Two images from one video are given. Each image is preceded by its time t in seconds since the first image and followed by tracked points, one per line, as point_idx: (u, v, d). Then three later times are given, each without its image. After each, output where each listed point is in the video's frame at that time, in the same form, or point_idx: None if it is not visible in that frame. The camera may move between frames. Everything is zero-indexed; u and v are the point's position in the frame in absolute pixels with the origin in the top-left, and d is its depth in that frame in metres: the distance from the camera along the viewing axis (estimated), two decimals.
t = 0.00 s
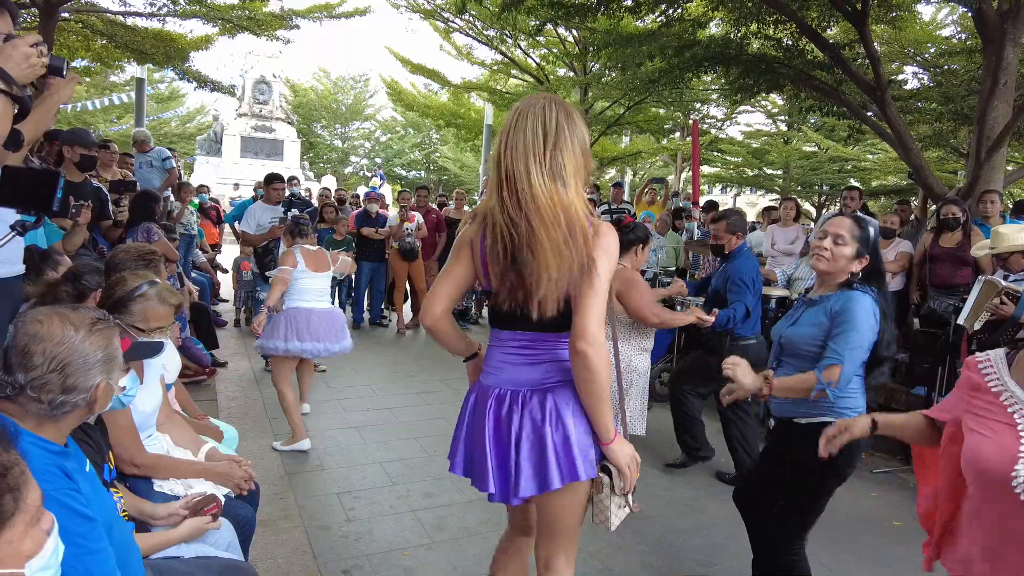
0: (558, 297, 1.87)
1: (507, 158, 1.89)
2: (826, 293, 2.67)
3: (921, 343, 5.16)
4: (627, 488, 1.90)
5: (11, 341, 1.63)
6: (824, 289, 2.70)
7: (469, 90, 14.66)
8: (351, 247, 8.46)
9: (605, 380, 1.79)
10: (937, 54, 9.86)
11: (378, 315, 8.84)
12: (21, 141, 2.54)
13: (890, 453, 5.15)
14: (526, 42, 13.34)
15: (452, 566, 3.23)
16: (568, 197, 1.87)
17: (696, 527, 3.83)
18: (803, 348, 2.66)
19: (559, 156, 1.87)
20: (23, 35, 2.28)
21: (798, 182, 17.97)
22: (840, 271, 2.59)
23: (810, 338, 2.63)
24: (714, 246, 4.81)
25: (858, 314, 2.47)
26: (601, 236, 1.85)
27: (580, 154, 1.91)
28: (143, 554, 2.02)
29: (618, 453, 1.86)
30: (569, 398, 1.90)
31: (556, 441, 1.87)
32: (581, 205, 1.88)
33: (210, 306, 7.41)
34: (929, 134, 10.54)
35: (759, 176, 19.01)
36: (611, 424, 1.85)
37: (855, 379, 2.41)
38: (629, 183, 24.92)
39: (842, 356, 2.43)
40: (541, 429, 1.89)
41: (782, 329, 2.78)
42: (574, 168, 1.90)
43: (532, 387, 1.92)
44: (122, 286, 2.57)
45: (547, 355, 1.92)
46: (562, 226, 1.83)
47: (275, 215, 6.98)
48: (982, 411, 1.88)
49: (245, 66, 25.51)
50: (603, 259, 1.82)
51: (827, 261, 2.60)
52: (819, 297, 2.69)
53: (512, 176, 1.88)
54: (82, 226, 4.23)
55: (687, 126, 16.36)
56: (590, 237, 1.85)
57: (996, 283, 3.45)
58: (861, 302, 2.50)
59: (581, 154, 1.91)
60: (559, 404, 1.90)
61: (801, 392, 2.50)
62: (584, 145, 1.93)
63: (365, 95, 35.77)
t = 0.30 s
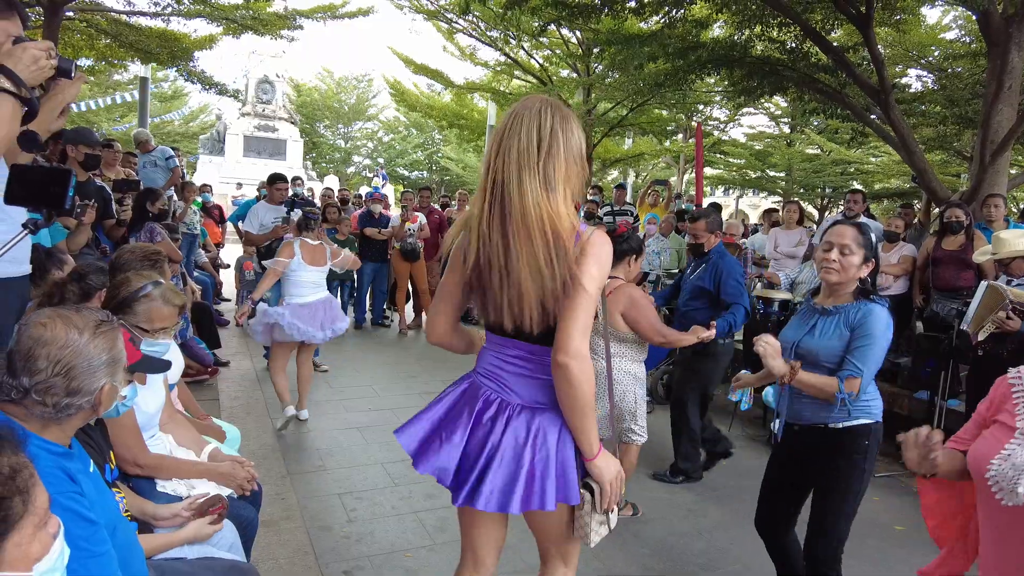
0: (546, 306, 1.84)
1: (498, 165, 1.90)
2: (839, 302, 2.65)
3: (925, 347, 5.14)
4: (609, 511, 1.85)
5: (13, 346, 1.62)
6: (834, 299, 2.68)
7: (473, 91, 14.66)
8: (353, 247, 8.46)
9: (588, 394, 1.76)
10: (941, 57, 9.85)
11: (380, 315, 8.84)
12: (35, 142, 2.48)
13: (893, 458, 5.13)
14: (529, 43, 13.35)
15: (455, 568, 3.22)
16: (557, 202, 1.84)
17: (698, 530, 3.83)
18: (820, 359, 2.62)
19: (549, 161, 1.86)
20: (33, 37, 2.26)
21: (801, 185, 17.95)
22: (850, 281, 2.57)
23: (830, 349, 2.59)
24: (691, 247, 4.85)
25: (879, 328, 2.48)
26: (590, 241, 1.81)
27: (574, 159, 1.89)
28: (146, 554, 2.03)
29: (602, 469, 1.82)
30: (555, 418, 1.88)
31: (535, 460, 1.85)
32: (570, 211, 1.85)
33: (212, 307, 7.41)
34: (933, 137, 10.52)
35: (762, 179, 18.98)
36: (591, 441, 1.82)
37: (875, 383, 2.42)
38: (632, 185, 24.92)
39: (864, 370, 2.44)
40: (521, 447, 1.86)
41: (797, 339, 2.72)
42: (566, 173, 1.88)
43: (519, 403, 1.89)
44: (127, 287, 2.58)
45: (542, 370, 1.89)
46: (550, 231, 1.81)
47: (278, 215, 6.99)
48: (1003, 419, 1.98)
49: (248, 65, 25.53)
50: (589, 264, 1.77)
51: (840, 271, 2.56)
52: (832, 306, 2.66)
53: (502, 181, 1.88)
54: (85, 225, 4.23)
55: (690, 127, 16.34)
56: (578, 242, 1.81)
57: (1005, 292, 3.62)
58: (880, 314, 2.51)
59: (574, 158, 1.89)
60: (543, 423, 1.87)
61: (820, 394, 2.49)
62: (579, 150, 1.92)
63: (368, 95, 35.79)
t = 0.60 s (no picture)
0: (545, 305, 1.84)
1: (507, 164, 1.91)
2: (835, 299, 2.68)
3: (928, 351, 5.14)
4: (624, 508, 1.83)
5: (18, 347, 1.62)
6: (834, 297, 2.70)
7: (476, 91, 14.66)
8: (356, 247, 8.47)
9: (599, 395, 1.73)
10: (945, 60, 9.85)
11: (382, 315, 8.84)
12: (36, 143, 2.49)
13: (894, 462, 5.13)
14: (533, 44, 13.36)
15: (456, 569, 3.23)
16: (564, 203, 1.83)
17: (699, 532, 3.83)
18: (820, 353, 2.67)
19: (557, 164, 1.85)
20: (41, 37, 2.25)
21: (803, 187, 17.94)
22: (834, 283, 2.64)
23: (824, 339, 2.64)
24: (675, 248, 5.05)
25: (865, 312, 2.45)
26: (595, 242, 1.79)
27: (584, 161, 1.89)
28: (149, 553, 2.04)
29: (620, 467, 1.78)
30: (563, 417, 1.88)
31: (545, 452, 1.85)
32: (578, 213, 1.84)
33: (215, 306, 7.42)
34: (936, 140, 10.51)
35: (765, 181, 18.97)
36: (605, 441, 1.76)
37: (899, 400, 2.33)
38: (634, 186, 24.92)
39: (857, 351, 2.40)
40: (531, 448, 1.87)
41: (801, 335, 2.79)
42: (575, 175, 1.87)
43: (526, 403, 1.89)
44: (130, 286, 2.58)
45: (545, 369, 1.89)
46: (551, 232, 1.81)
47: (281, 214, 7.00)
48: (1014, 414, 2.15)
49: (252, 65, 25.55)
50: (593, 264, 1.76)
51: (822, 271, 2.65)
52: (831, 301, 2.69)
53: (509, 182, 1.89)
54: (89, 224, 4.24)
55: (693, 129, 16.33)
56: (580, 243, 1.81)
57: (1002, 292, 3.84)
58: (866, 299, 2.49)
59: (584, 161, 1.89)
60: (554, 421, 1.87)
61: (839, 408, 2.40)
62: (589, 153, 1.91)
63: (371, 95, 35.79)
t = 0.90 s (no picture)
0: (564, 315, 1.86)
1: (521, 174, 1.88)
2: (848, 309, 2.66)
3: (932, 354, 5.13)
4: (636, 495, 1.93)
5: (25, 347, 1.60)
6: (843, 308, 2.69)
7: (478, 92, 14.65)
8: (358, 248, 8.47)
9: (620, 402, 1.80)
10: (949, 62, 9.85)
11: (384, 316, 8.85)
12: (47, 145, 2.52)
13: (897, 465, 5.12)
14: (536, 45, 13.36)
15: (458, 570, 3.23)
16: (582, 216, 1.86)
17: (701, 535, 3.82)
18: (828, 368, 2.63)
19: (575, 176, 1.87)
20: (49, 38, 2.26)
21: (806, 189, 17.91)
22: (843, 294, 2.62)
23: (835, 356, 2.62)
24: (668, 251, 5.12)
25: (889, 333, 2.42)
26: (610, 252, 1.85)
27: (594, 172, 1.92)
28: (154, 552, 2.04)
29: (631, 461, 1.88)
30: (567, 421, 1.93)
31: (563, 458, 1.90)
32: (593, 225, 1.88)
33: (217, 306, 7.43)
34: (940, 143, 10.50)
35: (767, 183, 18.97)
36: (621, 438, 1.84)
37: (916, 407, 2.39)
38: (637, 188, 24.90)
39: (901, 375, 2.34)
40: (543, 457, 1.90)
41: (810, 349, 2.76)
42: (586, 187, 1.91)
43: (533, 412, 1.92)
44: (135, 286, 2.59)
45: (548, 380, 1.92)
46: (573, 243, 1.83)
47: (284, 214, 6.99)
48: None
49: (255, 65, 25.57)
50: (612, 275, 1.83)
51: (834, 280, 2.61)
52: (841, 315, 2.67)
53: (526, 193, 1.87)
54: (93, 223, 4.24)
55: (695, 130, 16.32)
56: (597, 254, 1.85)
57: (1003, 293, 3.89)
58: (882, 318, 2.47)
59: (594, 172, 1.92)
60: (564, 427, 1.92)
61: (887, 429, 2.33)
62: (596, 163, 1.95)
63: (374, 96, 35.80)
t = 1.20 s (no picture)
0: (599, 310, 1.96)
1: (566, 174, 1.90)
2: (860, 302, 2.66)
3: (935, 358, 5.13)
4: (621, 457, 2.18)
5: (25, 351, 1.60)
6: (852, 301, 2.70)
7: (481, 93, 14.65)
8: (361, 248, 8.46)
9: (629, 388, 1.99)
10: (953, 65, 9.84)
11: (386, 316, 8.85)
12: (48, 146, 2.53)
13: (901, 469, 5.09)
14: (539, 46, 13.35)
15: (460, 572, 3.22)
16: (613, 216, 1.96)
17: (705, 538, 3.81)
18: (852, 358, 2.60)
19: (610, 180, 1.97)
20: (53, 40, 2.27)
21: (809, 191, 17.90)
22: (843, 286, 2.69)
23: (865, 350, 2.57)
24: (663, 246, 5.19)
25: (912, 319, 2.46)
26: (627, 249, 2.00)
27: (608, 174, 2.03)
28: (155, 556, 2.03)
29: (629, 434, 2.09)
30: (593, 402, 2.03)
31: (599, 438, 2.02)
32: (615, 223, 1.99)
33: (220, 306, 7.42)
34: (943, 145, 10.47)
35: (770, 184, 18.95)
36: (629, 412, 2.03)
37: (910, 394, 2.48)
38: (639, 189, 24.88)
39: (910, 353, 2.39)
40: (583, 439, 1.98)
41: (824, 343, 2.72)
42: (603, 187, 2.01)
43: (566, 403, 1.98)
44: (138, 288, 2.57)
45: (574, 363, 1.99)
46: (612, 244, 1.94)
47: (286, 215, 6.98)
48: None
49: (258, 65, 25.59)
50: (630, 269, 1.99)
51: (827, 270, 2.74)
52: (859, 306, 2.65)
53: (569, 193, 1.89)
54: (97, 224, 4.24)
55: (698, 131, 16.30)
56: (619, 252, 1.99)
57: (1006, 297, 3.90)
58: (910, 305, 2.49)
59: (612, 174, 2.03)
60: (599, 410, 2.03)
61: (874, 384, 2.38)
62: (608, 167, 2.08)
63: (377, 96, 35.80)
